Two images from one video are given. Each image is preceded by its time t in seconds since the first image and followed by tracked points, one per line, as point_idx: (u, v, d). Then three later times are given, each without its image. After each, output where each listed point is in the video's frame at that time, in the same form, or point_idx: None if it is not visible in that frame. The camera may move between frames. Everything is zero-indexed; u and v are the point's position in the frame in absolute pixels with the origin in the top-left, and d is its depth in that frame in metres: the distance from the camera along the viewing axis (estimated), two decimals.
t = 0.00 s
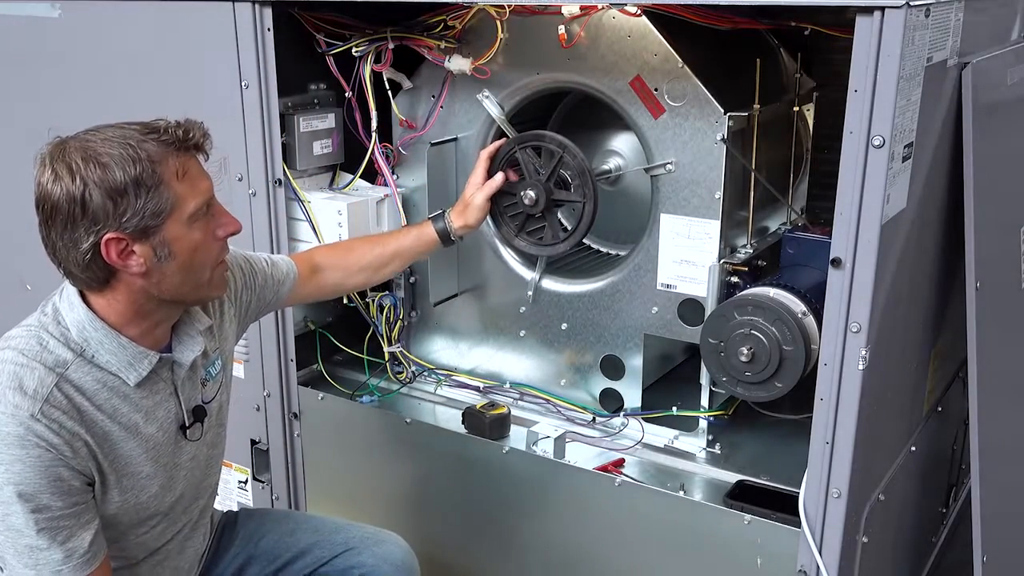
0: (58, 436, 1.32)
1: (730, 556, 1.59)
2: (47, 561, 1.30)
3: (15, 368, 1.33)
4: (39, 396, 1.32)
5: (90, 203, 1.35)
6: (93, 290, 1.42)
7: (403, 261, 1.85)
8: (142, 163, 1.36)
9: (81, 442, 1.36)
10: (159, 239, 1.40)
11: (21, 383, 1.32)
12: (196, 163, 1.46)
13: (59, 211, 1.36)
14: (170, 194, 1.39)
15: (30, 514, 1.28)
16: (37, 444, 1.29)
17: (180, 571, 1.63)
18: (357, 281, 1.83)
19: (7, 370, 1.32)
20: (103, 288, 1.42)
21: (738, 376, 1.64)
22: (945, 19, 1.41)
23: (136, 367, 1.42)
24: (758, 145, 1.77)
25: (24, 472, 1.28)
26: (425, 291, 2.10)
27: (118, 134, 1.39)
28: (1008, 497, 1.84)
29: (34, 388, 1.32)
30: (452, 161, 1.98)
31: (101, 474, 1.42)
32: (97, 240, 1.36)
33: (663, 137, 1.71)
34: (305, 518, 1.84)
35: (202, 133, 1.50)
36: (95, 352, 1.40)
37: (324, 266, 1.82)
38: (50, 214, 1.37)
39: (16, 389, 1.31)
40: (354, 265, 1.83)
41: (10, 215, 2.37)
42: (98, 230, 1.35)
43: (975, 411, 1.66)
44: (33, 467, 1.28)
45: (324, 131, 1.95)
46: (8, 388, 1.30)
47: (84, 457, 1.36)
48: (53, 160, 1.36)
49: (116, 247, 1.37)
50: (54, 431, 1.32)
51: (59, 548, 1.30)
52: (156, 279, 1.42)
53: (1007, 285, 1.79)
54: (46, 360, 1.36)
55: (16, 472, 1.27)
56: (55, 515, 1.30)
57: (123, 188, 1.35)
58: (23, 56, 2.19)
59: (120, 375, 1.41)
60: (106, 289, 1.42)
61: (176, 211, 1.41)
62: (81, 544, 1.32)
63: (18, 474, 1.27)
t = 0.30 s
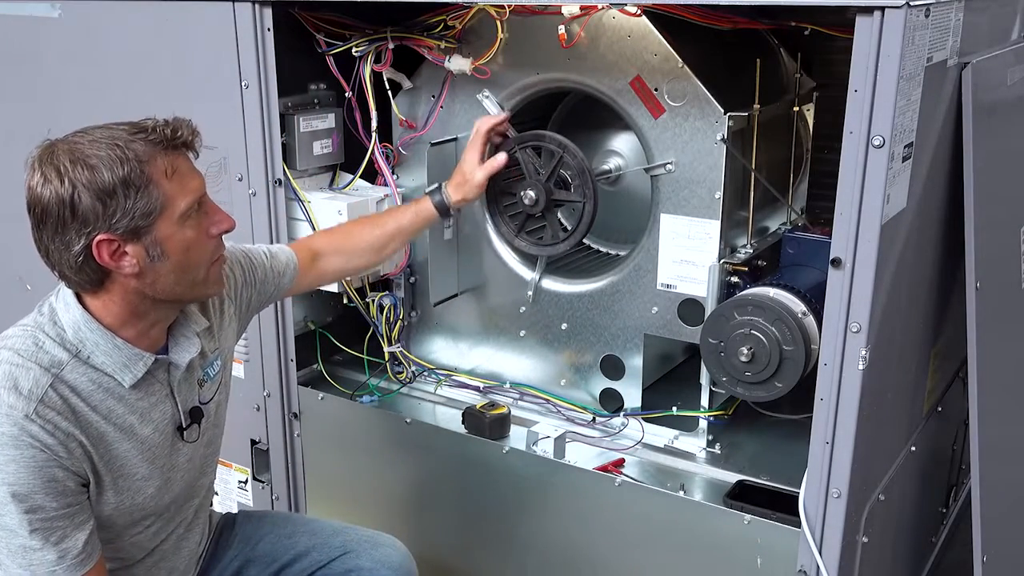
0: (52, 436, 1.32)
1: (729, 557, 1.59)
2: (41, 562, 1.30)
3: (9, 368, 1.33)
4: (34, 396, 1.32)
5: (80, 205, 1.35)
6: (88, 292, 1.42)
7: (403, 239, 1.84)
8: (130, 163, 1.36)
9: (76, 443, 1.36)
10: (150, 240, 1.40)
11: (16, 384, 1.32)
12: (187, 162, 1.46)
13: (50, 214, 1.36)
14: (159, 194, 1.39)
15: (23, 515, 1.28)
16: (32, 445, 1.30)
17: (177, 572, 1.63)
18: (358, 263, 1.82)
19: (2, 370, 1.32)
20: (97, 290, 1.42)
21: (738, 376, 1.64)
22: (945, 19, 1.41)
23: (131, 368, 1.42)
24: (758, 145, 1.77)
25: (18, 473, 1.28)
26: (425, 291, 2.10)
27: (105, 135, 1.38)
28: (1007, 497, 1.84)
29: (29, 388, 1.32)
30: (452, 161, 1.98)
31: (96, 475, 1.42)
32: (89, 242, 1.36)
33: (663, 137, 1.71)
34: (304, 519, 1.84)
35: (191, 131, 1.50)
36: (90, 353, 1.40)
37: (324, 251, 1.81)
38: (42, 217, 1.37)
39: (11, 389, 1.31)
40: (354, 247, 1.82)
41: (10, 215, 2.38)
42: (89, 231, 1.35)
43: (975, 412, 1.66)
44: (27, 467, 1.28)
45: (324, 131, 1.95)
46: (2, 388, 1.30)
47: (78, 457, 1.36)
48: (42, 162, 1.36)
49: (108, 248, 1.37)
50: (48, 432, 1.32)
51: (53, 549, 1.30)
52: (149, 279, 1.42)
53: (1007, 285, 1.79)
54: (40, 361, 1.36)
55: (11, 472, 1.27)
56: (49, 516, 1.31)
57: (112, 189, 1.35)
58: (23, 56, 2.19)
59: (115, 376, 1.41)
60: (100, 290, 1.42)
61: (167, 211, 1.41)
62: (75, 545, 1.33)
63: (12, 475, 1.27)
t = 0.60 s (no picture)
0: (52, 434, 1.32)
1: (729, 557, 1.59)
2: (39, 560, 1.30)
3: (10, 366, 1.33)
4: (34, 395, 1.32)
5: (84, 203, 1.34)
6: (88, 288, 1.41)
7: (410, 213, 1.82)
8: (138, 165, 1.36)
9: (75, 441, 1.36)
10: (152, 241, 1.39)
11: (16, 382, 1.32)
12: (195, 167, 1.46)
13: (54, 209, 1.36)
14: (165, 197, 1.39)
15: (21, 512, 1.29)
16: (33, 443, 1.30)
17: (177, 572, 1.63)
18: (366, 236, 1.82)
19: (3, 368, 1.33)
20: (98, 287, 1.41)
21: (738, 376, 1.64)
22: (945, 19, 1.41)
23: (131, 368, 1.42)
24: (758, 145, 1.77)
25: (17, 471, 1.28)
26: (425, 291, 2.10)
27: (116, 135, 1.39)
28: (1007, 497, 1.84)
29: (29, 387, 1.32)
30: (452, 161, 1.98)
31: (96, 473, 1.42)
32: (90, 239, 1.35)
33: (663, 137, 1.71)
34: (304, 519, 1.84)
35: (203, 137, 1.50)
36: (91, 352, 1.39)
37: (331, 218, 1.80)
38: (46, 211, 1.37)
39: (11, 387, 1.31)
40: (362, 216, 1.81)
41: (10, 215, 2.38)
42: (91, 229, 1.35)
43: (975, 412, 1.66)
44: (26, 465, 1.29)
45: (324, 131, 1.95)
46: (3, 386, 1.31)
47: (78, 456, 1.36)
48: (51, 158, 1.37)
49: (109, 247, 1.37)
50: (48, 431, 1.32)
51: (51, 547, 1.31)
52: (149, 280, 1.42)
53: (1007, 284, 1.79)
54: (42, 360, 1.36)
55: (11, 470, 1.28)
56: (47, 514, 1.31)
57: (118, 189, 1.35)
58: (24, 56, 2.19)
59: (115, 376, 1.41)
60: (101, 288, 1.42)
61: (171, 213, 1.40)
62: (73, 544, 1.33)
63: (12, 473, 1.28)
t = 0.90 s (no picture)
0: (62, 435, 1.32)
1: (729, 557, 1.59)
2: (47, 561, 1.30)
3: (19, 367, 1.33)
4: (43, 395, 1.32)
5: (103, 197, 1.35)
6: (98, 283, 1.41)
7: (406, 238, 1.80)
8: (160, 164, 1.37)
9: (84, 442, 1.36)
10: (166, 241, 1.39)
11: (25, 383, 1.32)
12: (215, 172, 1.46)
13: (72, 201, 1.36)
14: (183, 198, 1.39)
15: (31, 513, 1.29)
16: (42, 444, 1.30)
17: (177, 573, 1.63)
18: (360, 265, 1.80)
19: (12, 369, 1.33)
20: (108, 282, 1.41)
21: (738, 376, 1.64)
22: (945, 19, 1.41)
23: (139, 368, 1.42)
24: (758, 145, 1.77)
25: (26, 472, 1.28)
26: (425, 291, 2.10)
27: (140, 133, 1.40)
28: (1007, 497, 1.84)
29: (37, 387, 1.32)
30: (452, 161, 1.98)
31: (104, 473, 1.42)
32: (105, 233, 1.36)
33: (663, 137, 1.71)
34: (304, 520, 1.84)
35: (224, 142, 1.51)
36: (98, 352, 1.39)
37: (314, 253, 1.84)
38: (63, 203, 1.37)
39: (20, 389, 1.31)
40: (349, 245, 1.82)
41: (10, 215, 2.38)
42: (107, 223, 1.35)
43: (975, 411, 1.66)
44: (35, 467, 1.29)
45: (324, 131, 1.95)
46: (12, 388, 1.31)
47: (86, 457, 1.36)
48: (73, 151, 1.37)
49: (123, 242, 1.37)
50: (57, 432, 1.32)
51: (59, 548, 1.30)
52: (160, 279, 1.42)
53: (1008, 284, 1.79)
54: (50, 360, 1.36)
55: (19, 472, 1.28)
56: (55, 515, 1.31)
57: (138, 186, 1.35)
58: (23, 56, 2.19)
59: (122, 375, 1.41)
60: (111, 283, 1.42)
61: (187, 215, 1.40)
62: (81, 544, 1.33)
63: (21, 474, 1.28)
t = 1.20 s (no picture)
0: (80, 436, 1.32)
1: (729, 557, 1.59)
2: (55, 562, 1.30)
3: (41, 366, 1.32)
4: (65, 395, 1.32)
5: (130, 202, 1.35)
6: (120, 285, 1.41)
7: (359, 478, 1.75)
8: (188, 173, 1.37)
9: (100, 445, 1.37)
10: (190, 248, 1.39)
11: (48, 382, 1.31)
12: (242, 182, 1.47)
13: (100, 204, 1.36)
14: (209, 207, 1.39)
15: (44, 513, 1.28)
16: (60, 444, 1.30)
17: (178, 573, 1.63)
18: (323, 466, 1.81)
19: (35, 368, 1.32)
20: (131, 285, 1.41)
21: (738, 376, 1.64)
22: (944, 19, 1.41)
23: (158, 372, 1.43)
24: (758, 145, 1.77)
25: (42, 471, 1.28)
26: (425, 291, 2.10)
27: (170, 141, 1.40)
28: (1007, 496, 1.84)
29: (60, 386, 1.32)
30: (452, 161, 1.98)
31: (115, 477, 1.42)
32: (131, 238, 1.35)
33: (663, 137, 1.71)
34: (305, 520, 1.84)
35: (252, 154, 1.51)
36: (120, 354, 1.40)
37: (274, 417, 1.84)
38: (91, 205, 1.37)
39: (43, 387, 1.30)
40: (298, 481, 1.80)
41: (11, 214, 2.38)
42: (134, 227, 1.35)
43: (975, 411, 1.66)
44: (52, 466, 1.29)
45: (324, 131, 1.95)
46: (35, 386, 1.30)
47: (101, 460, 1.37)
48: (103, 155, 1.37)
49: (147, 247, 1.37)
50: (76, 431, 1.32)
51: (68, 549, 1.30)
52: (182, 285, 1.42)
53: (1007, 284, 1.79)
54: (73, 360, 1.36)
55: (36, 469, 1.27)
56: (67, 515, 1.31)
57: (166, 193, 1.35)
58: (23, 56, 2.19)
59: (141, 379, 1.42)
60: (133, 286, 1.42)
61: (212, 223, 1.40)
62: (89, 547, 1.33)
63: (37, 472, 1.28)
